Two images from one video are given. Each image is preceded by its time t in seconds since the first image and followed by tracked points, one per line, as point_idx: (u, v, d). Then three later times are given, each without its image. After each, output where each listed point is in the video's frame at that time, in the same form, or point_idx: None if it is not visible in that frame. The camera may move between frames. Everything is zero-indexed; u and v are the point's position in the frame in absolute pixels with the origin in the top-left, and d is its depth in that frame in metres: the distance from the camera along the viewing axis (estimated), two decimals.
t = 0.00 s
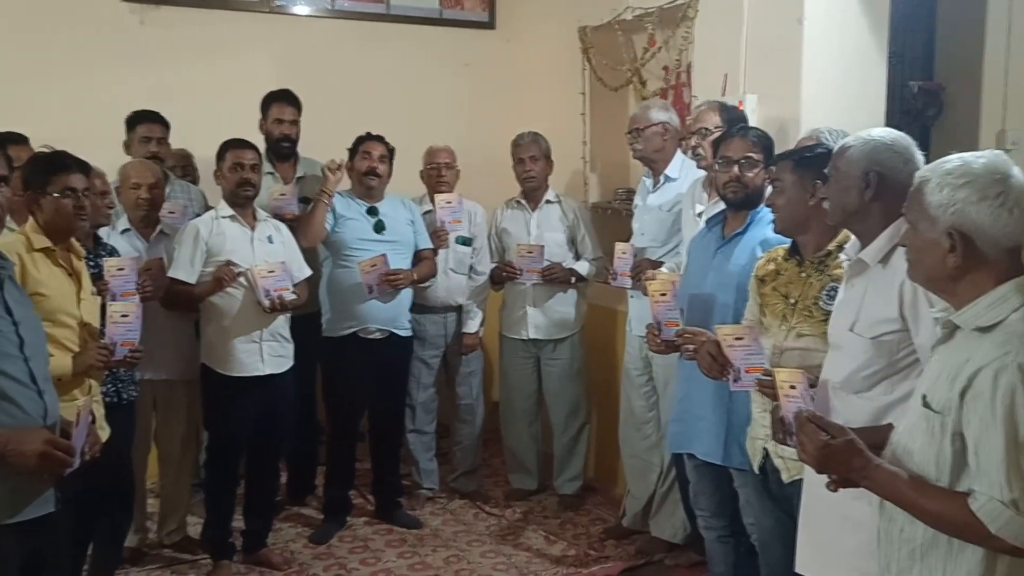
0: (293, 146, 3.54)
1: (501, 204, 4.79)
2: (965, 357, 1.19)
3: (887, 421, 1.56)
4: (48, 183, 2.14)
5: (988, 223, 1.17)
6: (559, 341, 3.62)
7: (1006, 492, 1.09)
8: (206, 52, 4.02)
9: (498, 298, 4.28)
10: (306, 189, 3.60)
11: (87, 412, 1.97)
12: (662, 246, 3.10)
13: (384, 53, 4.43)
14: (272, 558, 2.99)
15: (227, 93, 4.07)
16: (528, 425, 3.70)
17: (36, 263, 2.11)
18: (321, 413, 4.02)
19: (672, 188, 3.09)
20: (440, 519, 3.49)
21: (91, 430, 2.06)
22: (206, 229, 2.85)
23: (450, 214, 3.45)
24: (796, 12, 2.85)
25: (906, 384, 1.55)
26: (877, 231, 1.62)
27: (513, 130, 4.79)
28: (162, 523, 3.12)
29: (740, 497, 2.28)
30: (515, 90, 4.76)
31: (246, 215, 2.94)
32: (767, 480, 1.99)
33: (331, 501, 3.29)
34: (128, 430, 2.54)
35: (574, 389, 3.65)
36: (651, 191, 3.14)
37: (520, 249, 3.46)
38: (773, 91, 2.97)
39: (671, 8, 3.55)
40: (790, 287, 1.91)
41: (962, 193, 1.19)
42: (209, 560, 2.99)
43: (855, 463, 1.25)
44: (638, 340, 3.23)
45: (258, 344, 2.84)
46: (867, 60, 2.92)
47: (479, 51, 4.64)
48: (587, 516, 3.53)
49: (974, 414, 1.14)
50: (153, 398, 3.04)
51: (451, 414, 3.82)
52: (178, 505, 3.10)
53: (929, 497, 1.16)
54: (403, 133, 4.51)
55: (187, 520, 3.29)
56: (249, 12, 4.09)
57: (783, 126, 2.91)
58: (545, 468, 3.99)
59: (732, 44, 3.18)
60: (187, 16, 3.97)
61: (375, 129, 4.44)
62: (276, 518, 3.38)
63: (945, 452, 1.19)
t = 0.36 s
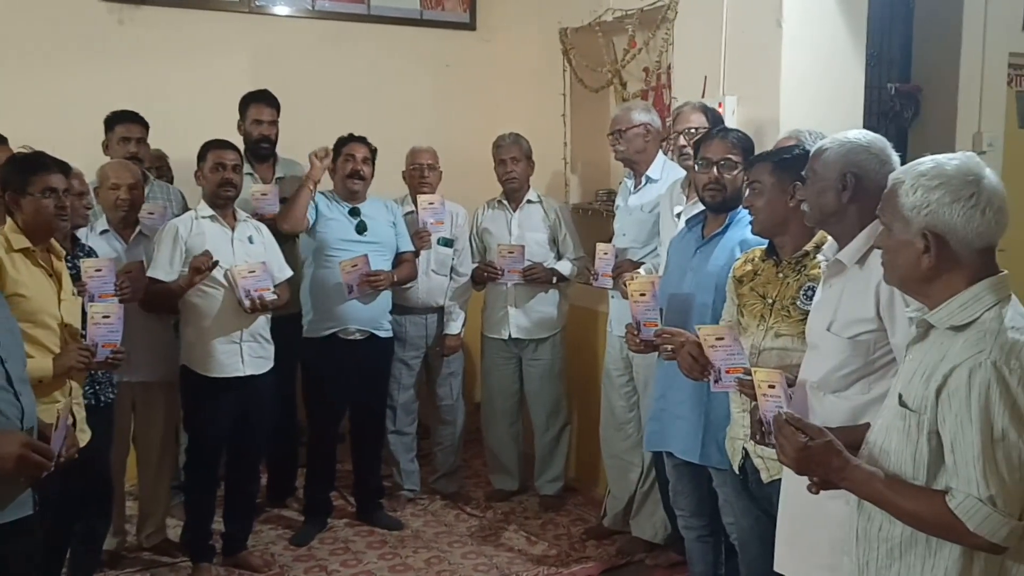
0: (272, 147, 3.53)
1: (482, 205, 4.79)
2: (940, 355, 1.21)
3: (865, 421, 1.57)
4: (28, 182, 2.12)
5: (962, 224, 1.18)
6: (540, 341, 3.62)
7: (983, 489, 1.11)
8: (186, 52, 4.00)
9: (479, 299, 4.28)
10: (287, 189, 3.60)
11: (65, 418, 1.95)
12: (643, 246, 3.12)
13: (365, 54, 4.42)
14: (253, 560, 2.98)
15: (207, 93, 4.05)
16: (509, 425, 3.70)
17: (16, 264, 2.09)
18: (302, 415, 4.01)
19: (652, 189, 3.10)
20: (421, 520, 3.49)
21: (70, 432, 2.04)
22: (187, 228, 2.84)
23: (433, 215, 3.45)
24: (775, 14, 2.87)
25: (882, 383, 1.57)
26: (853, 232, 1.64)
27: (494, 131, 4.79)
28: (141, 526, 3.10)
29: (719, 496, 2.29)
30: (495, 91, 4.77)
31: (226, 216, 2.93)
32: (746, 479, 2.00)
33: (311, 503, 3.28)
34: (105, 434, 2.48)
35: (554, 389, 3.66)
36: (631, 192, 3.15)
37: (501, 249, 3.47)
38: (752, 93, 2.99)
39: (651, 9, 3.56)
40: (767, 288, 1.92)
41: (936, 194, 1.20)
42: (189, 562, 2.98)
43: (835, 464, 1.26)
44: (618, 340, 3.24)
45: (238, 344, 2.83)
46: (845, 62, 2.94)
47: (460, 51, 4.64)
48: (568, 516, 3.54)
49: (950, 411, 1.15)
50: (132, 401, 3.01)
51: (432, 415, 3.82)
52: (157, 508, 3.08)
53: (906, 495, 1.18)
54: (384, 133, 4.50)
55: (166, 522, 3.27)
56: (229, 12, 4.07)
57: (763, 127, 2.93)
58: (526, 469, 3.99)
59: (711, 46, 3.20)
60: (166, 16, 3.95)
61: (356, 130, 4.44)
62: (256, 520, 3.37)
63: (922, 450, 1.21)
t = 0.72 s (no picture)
0: (266, 147, 3.52)
1: (477, 206, 4.79)
2: (935, 355, 1.21)
3: (859, 421, 1.57)
4: (22, 182, 2.12)
5: (958, 224, 1.18)
6: (536, 341, 3.62)
7: (978, 489, 1.11)
8: (180, 52, 3.99)
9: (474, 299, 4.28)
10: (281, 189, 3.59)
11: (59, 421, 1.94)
12: (638, 246, 3.12)
13: (359, 54, 4.42)
14: (247, 560, 2.98)
15: (202, 93, 4.05)
16: (504, 425, 3.70)
17: (12, 263, 2.08)
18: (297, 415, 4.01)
19: (647, 189, 3.10)
20: (416, 521, 3.48)
21: (64, 433, 2.03)
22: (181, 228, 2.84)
23: (429, 216, 3.47)
24: (769, 15, 2.87)
25: (877, 384, 1.57)
26: (849, 232, 1.64)
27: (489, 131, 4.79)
28: (135, 526, 3.09)
29: (714, 497, 2.29)
30: (488, 92, 4.77)
31: (222, 216, 2.93)
32: (742, 480, 2.00)
33: (306, 503, 3.28)
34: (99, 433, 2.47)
35: (550, 389, 3.65)
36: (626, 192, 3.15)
37: (498, 250, 3.49)
38: (747, 93, 2.99)
39: (646, 9, 3.55)
40: (762, 288, 1.93)
41: (932, 195, 1.20)
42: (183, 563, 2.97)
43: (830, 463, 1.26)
44: (613, 340, 3.24)
45: (232, 344, 2.82)
46: (840, 63, 2.94)
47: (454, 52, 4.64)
48: (563, 516, 3.54)
49: (945, 412, 1.15)
50: (125, 401, 3.01)
51: (427, 416, 3.82)
52: (151, 508, 3.08)
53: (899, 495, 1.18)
54: (379, 133, 4.50)
55: (161, 523, 3.27)
56: (224, 12, 4.07)
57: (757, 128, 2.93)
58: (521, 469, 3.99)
59: (706, 46, 3.19)
60: (160, 16, 3.94)
61: (351, 130, 4.43)
62: (251, 520, 3.37)
63: (917, 450, 1.21)
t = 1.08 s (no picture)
0: (274, 146, 3.53)
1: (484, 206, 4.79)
2: (950, 359, 1.20)
3: (868, 423, 1.57)
4: (28, 180, 2.12)
5: (984, 226, 1.17)
6: (545, 341, 3.61)
7: (995, 496, 1.10)
8: (189, 52, 4.00)
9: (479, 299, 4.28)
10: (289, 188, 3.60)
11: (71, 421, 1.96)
12: (645, 245, 3.12)
13: (368, 53, 4.43)
14: (255, 560, 2.98)
15: (210, 92, 4.06)
16: (511, 425, 3.70)
17: (22, 261, 2.09)
18: (304, 415, 4.01)
19: (655, 187, 3.10)
20: (424, 521, 3.49)
21: (73, 433, 2.03)
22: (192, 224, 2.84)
23: (434, 216, 3.43)
24: (778, 15, 2.87)
25: (885, 385, 1.57)
26: (862, 233, 1.63)
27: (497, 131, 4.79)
28: (144, 525, 3.10)
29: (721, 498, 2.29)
30: (495, 91, 4.78)
31: (234, 215, 2.93)
32: (751, 482, 1.99)
33: (314, 503, 3.28)
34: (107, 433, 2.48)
35: (558, 389, 3.65)
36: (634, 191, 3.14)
37: (506, 249, 3.45)
38: (755, 94, 2.99)
39: (654, 10, 3.55)
40: (768, 288, 1.93)
41: (959, 195, 1.19)
42: (191, 562, 2.98)
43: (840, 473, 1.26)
44: (621, 340, 3.24)
45: (241, 343, 2.83)
46: (848, 63, 2.94)
47: (462, 51, 4.65)
48: (570, 516, 3.54)
49: (961, 417, 1.15)
50: (134, 400, 3.02)
51: (434, 415, 3.82)
52: (159, 507, 3.09)
53: (908, 500, 1.17)
54: (387, 133, 4.51)
55: (169, 522, 3.28)
56: (232, 12, 4.08)
57: (765, 128, 2.93)
58: (528, 469, 3.99)
59: (714, 47, 3.19)
60: (169, 16, 3.95)
61: (359, 129, 4.44)
62: (259, 520, 3.37)
63: (929, 454, 1.20)
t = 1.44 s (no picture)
0: (285, 149, 3.54)
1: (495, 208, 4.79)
2: (969, 363, 1.19)
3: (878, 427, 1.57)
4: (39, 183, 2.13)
5: (1008, 225, 1.16)
6: (556, 342, 3.61)
7: (1014, 503, 1.09)
8: (201, 55, 4.02)
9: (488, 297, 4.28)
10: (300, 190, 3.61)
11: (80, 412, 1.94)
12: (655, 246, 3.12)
13: (378, 56, 4.43)
14: (266, 561, 2.99)
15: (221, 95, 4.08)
16: (522, 426, 3.70)
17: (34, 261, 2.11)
18: (315, 417, 4.03)
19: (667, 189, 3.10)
20: (434, 522, 3.49)
21: (86, 431, 2.04)
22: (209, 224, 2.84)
23: (444, 217, 3.47)
24: (788, 16, 2.86)
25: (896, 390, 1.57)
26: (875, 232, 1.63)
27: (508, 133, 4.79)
28: (156, 527, 3.12)
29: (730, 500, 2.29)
30: (504, 93, 4.78)
31: (248, 218, 2.95)
32: (760, 484, 1.99)
33: (324, 505, 3.29)
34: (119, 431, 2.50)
35: (569, 391, 3.65)
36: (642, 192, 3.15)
37: (522, 249, 3.45)
38: (766, 95, 2.98)
39: (664, 11, 3.55)
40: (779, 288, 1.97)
41: (984, 193, 1.18)
42: (203, 563, 2.99)
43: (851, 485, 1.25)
44: (631, 341, 3.23)
45: (249, 344, 2.84)
46: (859, 65, 2.93)
47: (473, 53, 4.66)
48: (581, 518, 3.54)
49: (981, 423, 1.14)
50: (146, 400, 3.03)
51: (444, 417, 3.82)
52: (171, 509, 3.10)
53: (921, 505, 1.17)
54: (397, 135, 4.52)
55: (181, 523, 3.29)
56: (243, 15, 4.09)
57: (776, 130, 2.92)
58: (538, 470, 3.99)
59: (724, 49, 3.19)
60: (181, 19, 3.97)
61: (369, 131, 4.45)
62: (270, 521, 3.38)
63: (946, 459, 1.19)
